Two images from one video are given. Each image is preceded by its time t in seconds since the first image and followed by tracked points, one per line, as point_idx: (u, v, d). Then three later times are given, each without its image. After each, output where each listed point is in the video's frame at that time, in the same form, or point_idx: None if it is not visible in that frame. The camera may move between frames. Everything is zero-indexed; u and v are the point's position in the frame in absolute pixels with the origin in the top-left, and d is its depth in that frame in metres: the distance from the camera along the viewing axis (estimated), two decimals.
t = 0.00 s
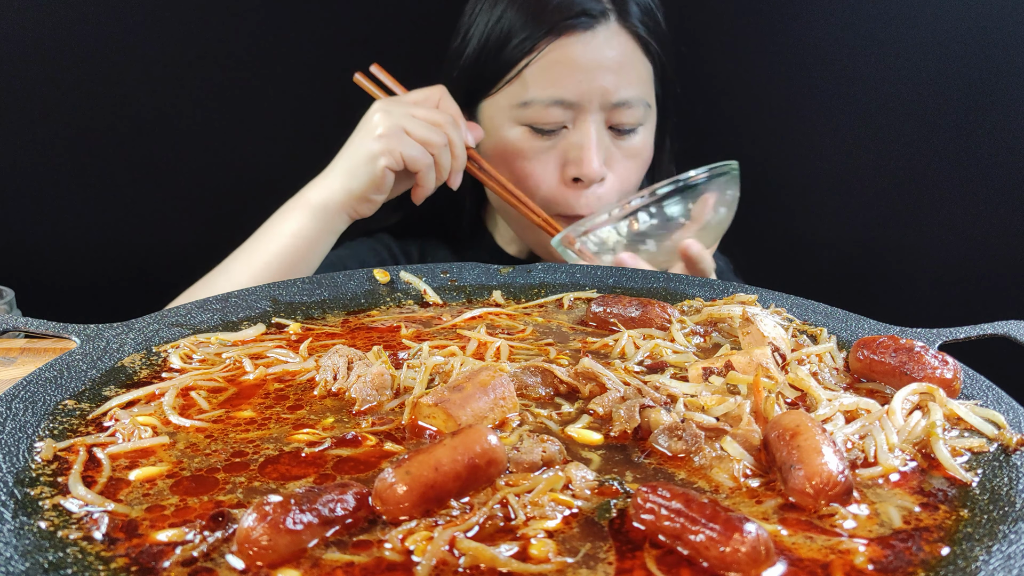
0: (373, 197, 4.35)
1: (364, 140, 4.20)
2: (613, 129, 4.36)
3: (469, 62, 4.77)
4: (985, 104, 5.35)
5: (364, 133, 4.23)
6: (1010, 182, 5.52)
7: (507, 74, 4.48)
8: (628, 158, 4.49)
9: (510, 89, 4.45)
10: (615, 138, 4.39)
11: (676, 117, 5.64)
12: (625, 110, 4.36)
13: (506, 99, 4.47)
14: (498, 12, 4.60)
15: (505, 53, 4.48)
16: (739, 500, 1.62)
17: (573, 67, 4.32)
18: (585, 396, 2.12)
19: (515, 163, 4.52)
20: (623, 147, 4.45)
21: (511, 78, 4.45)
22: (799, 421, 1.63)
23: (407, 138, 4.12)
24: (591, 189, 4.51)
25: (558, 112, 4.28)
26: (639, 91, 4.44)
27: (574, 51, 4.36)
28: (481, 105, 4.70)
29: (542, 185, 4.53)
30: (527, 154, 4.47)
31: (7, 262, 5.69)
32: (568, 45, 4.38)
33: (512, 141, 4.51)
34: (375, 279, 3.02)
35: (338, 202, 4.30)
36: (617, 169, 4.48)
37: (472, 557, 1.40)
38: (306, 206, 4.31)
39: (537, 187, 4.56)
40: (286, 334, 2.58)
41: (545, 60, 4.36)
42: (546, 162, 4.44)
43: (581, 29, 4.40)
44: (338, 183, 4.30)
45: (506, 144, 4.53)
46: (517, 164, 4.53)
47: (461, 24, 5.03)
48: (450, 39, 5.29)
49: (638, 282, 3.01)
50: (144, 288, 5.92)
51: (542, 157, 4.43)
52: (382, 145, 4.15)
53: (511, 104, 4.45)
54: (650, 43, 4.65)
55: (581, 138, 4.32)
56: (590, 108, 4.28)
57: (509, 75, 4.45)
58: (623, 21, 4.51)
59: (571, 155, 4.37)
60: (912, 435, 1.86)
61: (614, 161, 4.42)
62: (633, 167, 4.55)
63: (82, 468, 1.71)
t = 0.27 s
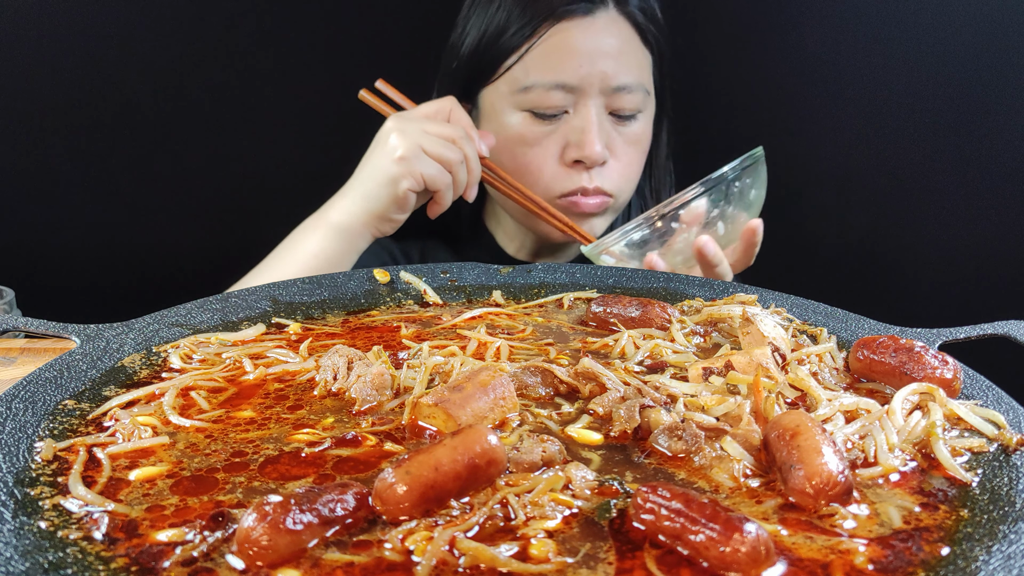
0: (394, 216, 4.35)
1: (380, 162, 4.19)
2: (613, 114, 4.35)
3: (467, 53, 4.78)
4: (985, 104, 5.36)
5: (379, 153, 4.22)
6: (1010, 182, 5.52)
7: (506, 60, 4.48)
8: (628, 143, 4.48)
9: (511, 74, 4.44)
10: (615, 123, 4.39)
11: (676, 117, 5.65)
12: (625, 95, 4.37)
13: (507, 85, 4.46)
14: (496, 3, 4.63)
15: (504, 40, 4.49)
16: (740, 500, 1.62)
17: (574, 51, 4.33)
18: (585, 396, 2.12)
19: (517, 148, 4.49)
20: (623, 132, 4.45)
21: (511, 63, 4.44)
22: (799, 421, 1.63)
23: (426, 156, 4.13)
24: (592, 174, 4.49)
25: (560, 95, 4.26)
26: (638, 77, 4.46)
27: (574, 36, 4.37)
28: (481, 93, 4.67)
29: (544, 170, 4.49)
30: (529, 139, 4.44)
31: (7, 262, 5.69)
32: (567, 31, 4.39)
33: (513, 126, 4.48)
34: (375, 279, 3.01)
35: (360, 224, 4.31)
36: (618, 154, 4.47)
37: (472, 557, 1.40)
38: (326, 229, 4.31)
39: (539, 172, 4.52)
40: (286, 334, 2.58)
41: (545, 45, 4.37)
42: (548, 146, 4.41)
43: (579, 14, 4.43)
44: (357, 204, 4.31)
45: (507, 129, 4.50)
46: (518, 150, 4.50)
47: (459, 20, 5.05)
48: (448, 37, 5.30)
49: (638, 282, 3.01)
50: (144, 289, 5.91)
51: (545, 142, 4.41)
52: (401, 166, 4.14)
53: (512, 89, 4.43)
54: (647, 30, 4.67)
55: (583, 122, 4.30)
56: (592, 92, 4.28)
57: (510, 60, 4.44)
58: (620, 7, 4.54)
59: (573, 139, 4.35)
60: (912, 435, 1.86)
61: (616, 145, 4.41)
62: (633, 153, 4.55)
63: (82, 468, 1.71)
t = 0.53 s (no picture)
0: (408, 228, 4.35)
1: (393, 178, 4.16)
2: (616, 111, 4.36)
3: (469, 53, 4.76)
4: (984, 103, 5.36)
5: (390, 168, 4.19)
6: (1010, 182, 5.53)
7: (509, 58, 4.46)
8: (631, 140, 4.49)
9: (514, 72, 4.42)
10: (619, 120, 4.40)
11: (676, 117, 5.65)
12: (627, 92, 4.38)
13: (510, 83, 4.44)
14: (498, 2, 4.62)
15: (506, 38, 4.47)
16: (740, 500, 1.62)
17: (577, 49, 4.34)
18: (585, 396, 2.12)
19: (521, 146, 4.49)
20: (626, 129, 4.46)
21: (514, 61, 4.42)
22: (799, 421, 1.63)
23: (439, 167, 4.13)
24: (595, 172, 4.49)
25: (564, 92, 4.26)
26: (640, 75, 4.48)
27: (577, 34, 4.38)
28: (483, 92, 4.65)
29: (549, 166, 4.49)
30: (533, 137, 4.43)
31: (7, 262, 5.69)
32: (569, 29, 4.41)
33: (517, 124, 4.47)
34: (375, 279, 3.01)
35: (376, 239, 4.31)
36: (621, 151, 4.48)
37: (472, 557, 1.40)
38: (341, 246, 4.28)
39: (543, 169, 4.52)
40: (286, 334, 2.58)
41: (548, 43, 4.38)
42: (552, 143, 4.41)
43: (582, 13, 4.45)
44: (371, 219, 4.29)
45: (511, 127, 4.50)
46: (523, 147, 4.49)
47: (459, 20, 5.05)
48: (448, 37, 5.29)
49: (638, 282, 3.01)
50: (144, 289, 5.92)
51: (548, 140, 4.40)
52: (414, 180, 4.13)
53: (516, 87, 4.42)
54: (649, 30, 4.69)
55: (587, 119, 4.30)
56: (594, 89, 4.29)
57: (513, 58, 4.44)
58: (623, 6, 4.54)
59: (577, 136, 4.35)
60: (912, 435, 1.86)
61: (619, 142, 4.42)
62: (636, 150, 4.55)
63: (82, 468, 1.71)
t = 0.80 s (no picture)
0: (406, 225, 4.35)
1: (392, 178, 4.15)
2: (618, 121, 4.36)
3: (472, 55, 4.77)
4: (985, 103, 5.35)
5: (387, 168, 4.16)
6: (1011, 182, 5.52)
7: (512, 64, 4.48)
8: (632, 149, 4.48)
9: (517, 78, 4.44)
10: (619, 129, 4.40)
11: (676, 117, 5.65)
12: (630, 101, 4.37)
13: (513, 88, 4.46)
14: (502, 5, 4.63)
15: (510, 42, 4.48)
16: (740, 500, 1.62)
17: (580, 57, 4.32)
18: (585, 396, 2.12)
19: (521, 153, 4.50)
20: (627, 139, 4.46)
21: (518, 68, 4.44)
22: (799, 421, 1.63)
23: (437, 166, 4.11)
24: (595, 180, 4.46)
25: (566, 101, 4.27)
26: (643, 84, 4.46)
27: (581, 42, 4.35)
28: (486, 95, 4.68)
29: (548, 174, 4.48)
30: (533, 143, 4.44)
31: (7, 262, 5.69)
32: (574, 36, 4.38)
33: (517, 130, 4.48)
34: (375, 279, 3.01)
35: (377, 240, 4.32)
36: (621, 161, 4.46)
37: (472, 557, 1.40)
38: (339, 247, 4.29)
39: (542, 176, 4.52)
40: (286, 334, 2.58)
41: (552, 51, 4.36)
42: (552, 152, 4.40)
43: (586, 20, 4.42)
44: (370, 220, 4.28)
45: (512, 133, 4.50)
46: (523, 153, 4.50)
47: (462, 21, 5.05)
48: (450, 37, 5.29)
49: (638, 282, 3.01)
50: (144, 289, 5.91)
51: (548, 148, 4.41)
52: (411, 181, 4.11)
53: (518, 94, 4.44)
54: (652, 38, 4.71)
55: (588, 128, 4.29)
56: (596, 99, 4.28)
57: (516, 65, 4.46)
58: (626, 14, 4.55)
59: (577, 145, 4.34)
60: (912, 435, 1.86)
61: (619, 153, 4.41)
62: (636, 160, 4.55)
63: (82, 468, 1.71)
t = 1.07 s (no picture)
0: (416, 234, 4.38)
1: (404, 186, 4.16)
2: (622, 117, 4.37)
3: (473, 55, 4.76)
4: (984, 103, 5.35)
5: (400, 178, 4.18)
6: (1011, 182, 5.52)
7: (515, 63, 4.47)
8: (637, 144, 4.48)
9: (520, 77, 4.45)
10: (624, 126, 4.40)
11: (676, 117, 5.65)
12: (632, 97, 4.39)
13: (516, 88, 4.47)
14: (503, 5, 4.61)
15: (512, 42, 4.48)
16: (740, 500, 1.62)
17: (583, 54, 4.32)
18: (585, 396, 2.12)
19: (527, 151, 4.52)
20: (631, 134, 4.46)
21: (520, 67, 4.45)
22: (799, 421, 1.63)
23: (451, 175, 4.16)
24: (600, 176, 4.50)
25: (569, 99, 4.28)
26: (646, 79, 4.46)
27: (583, 39, 4.36)
28: (489, 95, 4.69)
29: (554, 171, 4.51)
30: (538, 142, 4.46)
31: (7, 262, 5.69)
32: (576, 33, 4.38)
33: (522, 129, 4.49)
34: (375, 279, 3.02)
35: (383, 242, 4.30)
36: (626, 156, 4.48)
37: (472, 557, 1.40)
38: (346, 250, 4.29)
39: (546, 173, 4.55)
40: (286, 334, 2.58)
41: (554, 48, 4.36)
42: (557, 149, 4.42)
43: (588, 17, 4.42)
44: (379, 228, 4.29)
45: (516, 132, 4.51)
46: (528, 152, 4.52)
47: (463, 22, 5.04)
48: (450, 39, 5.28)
49: (638, 282, 3.01)
50: (144, 290, 5.91)
51: (553, 145, 4.42)
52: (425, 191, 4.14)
53: (521, 93, 4.44)
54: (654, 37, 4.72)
55: (592, 125, 4.31)
56: (600, 95, 4.28)
57: (519, 64, 4.45)
58: (628, 11, 4.56)
59: (582, 142, 4.35)
60: (912, 435, 1.86)
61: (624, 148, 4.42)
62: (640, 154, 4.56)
63: (82, 468, 1.71)
